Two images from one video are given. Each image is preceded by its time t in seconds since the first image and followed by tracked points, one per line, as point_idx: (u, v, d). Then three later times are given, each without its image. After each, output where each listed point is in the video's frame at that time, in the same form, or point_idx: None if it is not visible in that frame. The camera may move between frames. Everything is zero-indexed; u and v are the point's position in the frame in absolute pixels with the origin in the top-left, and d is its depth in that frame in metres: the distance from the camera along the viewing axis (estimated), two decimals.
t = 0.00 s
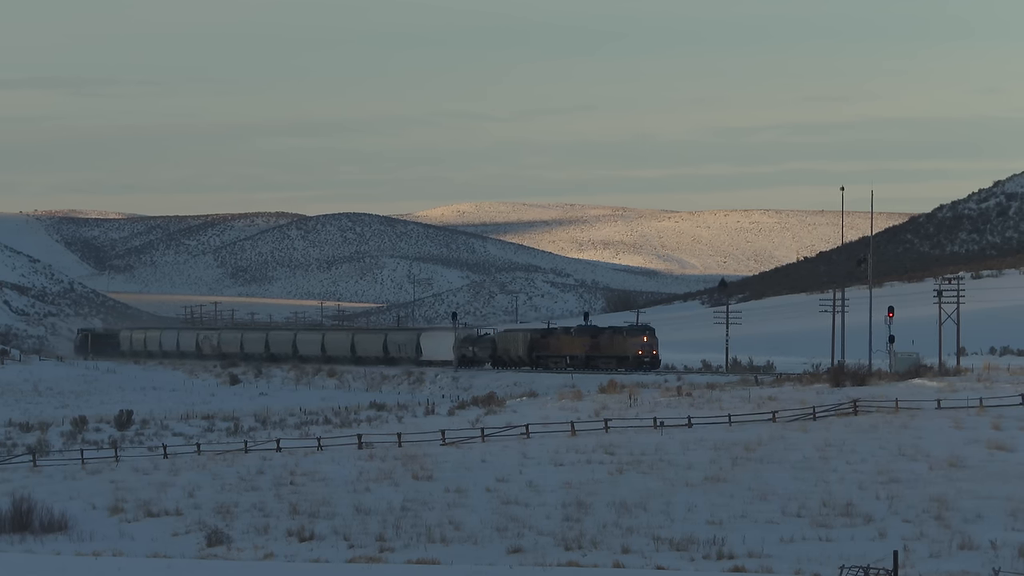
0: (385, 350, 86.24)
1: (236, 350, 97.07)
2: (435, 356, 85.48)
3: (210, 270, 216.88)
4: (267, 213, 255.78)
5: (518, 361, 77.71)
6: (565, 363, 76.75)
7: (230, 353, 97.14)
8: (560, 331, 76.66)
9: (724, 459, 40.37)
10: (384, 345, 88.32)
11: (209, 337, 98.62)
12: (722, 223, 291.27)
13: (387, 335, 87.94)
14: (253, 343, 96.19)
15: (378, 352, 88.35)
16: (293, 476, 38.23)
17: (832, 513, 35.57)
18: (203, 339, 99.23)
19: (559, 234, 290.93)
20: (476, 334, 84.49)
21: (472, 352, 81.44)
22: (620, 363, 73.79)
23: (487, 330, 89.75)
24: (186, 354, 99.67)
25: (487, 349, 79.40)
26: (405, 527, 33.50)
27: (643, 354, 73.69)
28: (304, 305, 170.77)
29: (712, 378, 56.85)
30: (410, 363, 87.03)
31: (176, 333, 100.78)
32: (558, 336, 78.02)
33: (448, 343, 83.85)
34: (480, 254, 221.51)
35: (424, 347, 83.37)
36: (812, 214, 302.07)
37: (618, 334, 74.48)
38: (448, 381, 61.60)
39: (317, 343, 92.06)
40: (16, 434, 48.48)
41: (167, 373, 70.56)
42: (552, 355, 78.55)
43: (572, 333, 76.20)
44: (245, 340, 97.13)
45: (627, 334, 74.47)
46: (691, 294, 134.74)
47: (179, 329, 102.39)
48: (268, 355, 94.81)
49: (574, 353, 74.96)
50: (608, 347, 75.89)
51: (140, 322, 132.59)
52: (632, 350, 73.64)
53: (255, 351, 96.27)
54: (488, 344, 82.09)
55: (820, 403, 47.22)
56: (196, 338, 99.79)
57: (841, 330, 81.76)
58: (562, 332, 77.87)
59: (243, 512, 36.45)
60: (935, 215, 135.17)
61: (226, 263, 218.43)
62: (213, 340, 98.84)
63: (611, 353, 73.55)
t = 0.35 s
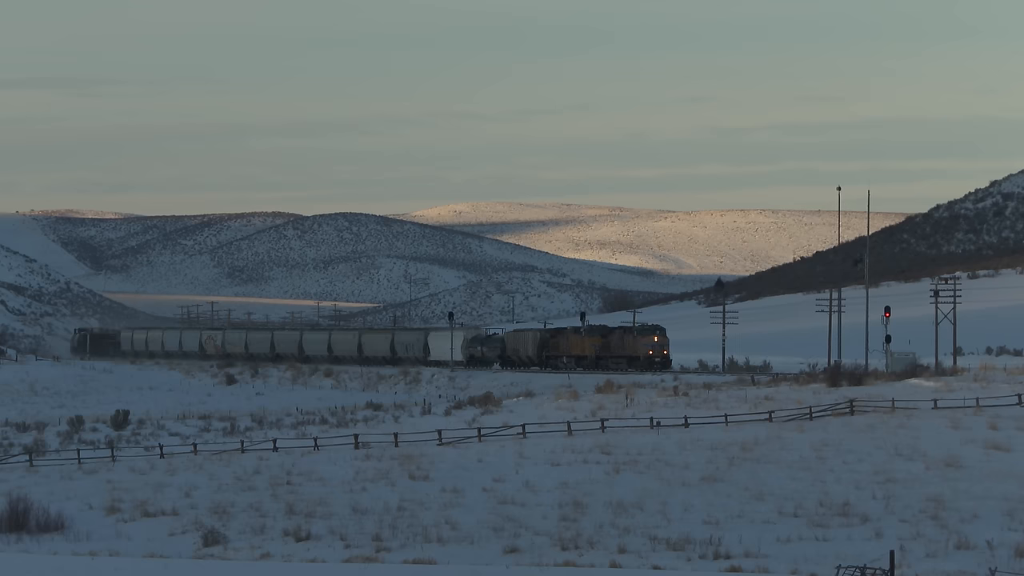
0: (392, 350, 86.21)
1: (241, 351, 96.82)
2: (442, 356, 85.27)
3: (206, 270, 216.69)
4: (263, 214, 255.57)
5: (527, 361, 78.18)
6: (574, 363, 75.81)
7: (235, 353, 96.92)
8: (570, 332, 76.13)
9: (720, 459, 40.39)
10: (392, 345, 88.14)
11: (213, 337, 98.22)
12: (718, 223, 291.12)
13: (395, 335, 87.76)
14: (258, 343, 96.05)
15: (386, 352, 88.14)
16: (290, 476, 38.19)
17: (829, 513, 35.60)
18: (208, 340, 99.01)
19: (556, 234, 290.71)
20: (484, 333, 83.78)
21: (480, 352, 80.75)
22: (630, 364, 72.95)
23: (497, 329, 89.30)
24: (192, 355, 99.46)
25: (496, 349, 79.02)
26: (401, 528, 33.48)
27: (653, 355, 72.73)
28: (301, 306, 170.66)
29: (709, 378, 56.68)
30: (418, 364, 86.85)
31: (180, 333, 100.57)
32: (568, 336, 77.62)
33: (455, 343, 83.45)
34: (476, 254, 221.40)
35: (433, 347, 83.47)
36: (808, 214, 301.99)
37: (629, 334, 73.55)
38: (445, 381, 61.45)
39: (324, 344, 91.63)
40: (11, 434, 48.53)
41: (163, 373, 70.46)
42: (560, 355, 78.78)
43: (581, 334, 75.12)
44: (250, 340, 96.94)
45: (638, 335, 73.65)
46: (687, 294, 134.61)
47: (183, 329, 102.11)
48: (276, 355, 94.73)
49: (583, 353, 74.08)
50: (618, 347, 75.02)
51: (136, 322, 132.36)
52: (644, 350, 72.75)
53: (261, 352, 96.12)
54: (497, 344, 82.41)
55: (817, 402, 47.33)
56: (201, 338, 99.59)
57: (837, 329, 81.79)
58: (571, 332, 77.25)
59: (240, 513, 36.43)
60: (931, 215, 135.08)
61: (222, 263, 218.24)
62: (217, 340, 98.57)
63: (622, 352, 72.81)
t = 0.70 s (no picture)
0: (397, 350, 85.79)
1: (243, 351, 96.78)
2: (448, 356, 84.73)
3: (200, 270, 216.56)
4: (257, 214, 255.30)
5: (534, 361, 77.50)
6: (581, 362, 75.46)
7: (237, 354, 96.80)
8: (577, 332, 75.66)
9: (714, 459, 40.41)
10: (396, 345, 87.74)
11: (214, 337, 98.23)
12: (712, 222, 291.01)
13: (400, 335, 87.39)
14: (260, 344, 95.92)
15: (391, 352, 87.85)
16: (283, 476, 38.17)
17: (823, 513, 35.62)
18: (209, 340, 98.97)
19: (551, 234, 290.55)
20: (490, 334, 84.02)
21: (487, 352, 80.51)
22: (638, 364, 72.52)
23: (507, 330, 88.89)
24: (194, 355, 99.38)
25: (503, 349, 78.65)
26: (394, 528, 33.46)
27: (661, 355, 72.15)
28: (295, 305, 170.64)
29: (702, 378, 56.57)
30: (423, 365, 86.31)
31: (180, 333, 100.56)
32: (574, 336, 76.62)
33: (462, 344, 83.66)
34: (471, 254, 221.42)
35: (439, 347, 82.78)
36: (801, 214, 301.85)
37: (636, 334, 73.07)
38: (438, 381, 61.40)
39: (327, 344, 91.44)
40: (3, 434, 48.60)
41: (156, 373, 70.33)
42: (567, 355, 78.26)
43: (588, 334, 74.79)
44: (252, 341, 96.85)
45: (647, 335, 72.98)
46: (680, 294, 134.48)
47: (183, 330, 102.05)
48: (280, 355, 94.58)
49: (591, 354, 73.78)
50: (626, 347, 74.52)
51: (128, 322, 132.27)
52: (651, 350, 72.03)
53: (263, 352, 95.96)
54: (502, 344, 81.95)
55: (811, 402, 47.76)
56: (202, 338, 99.53)
57: (830, 330, 81.84)
58: (578, 332, 76.89)
59: (233, 513, 36.42)
60: (925, 215, 135.08)
61: (216, 263, 218.09)
62: (218, 340, 98.50)
63: (630, 352, 72.18)
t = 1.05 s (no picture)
0: (399, 350, 85.63)
1: (241, 351, 96.75)
2: (451, 356, 84.62)
3: (190, 270, 216.52)
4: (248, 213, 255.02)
5: (537, 361, 77.12)
6: (584, 363, 74.62)
7: (236, 353, 96.74)
8: (580, 331, 74.98)
9: (704, 459, 40.40)
10: (398, 344, 87.41)
11: (212, 336, 98.19)
12: (703, 222, 290.88)
13: (401, 334, 87.08)
14: (260, 344, 95.80)
15: (393, 352, 87.58)
16: (273, 476, 38.15)
17: (812, 513, 35.63)
18: (206, 340, 98.87)
19: (540, 234, 290.37)
20: (492, 333, 83.88)
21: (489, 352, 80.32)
22: (643, 364, 71.53)
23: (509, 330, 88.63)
24: (192, 355, 99.24)
25: (504, 349, 78.39)
26: (384, 528, 33.44)
27: (666, 354, 71.52)
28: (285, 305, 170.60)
29: (693, 377, 56.48)
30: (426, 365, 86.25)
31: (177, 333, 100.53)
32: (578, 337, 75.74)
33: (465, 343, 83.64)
34: (462, 254, 221.34)
35: (440, 347, 82.52)
36: (792, 214, 301.68)
37: (641, 333, 72.16)
38: (429, 381, 61.33)
39: (328, 344, 91.16)
40: None
41: (146, 372, 70.30)
42: (570, 355, 77.32)
43: (592, 333, 73.92)
44: (251, 340, 96.79)
45: (652, 334, 72.14)
46: (671, 294, 134.31)
47: (179, 329, 101.97)
48: (282, 355, 94.46)
49: (594, 354, 72.98)
50: (631, 347, 73.53)
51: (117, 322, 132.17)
52: (656, 350, 70.98)
53: (263, 352, 95.85)
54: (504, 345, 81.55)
55: (801, 403, 47.86)
56: (200, 338, 99.41)
57: (821, 330, 81.85)
58: (581, 332, 76.03)
59: (223, 512, 36.43)
60: (915, 215, 134.99)
61: (206, 263, 218.01)
62: (216, 340, 98.41)
63: (634, 352, 71.30)
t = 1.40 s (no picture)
0: (399, 351, 85.55)
1: (239, 351, 96.67)
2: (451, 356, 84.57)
3: (179, 270, 216.38)
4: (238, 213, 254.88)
5: (539, 361, 76.91)
6: (588, 363, 74.02)
7: (234, 353, 96.65)
8: (583, 331, 74.64)
9: (693, 459, 40.41)
10: (398, 345, 87.43)
11: (209, 337, 98.10)
12: (692, 223, 290.91)
13: (401, 335, 87.04)
14: (258, 344, 95.73)
15: (392, 352, 87.55)
16: (262, 476, 38.15)
17: (801, 513, 35.64)
18: (203, 340, 98.80)
19: (528, 234, 290.42)
20: (493, 333, 83.71)
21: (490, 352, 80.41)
22: (647, 364, 71.63)
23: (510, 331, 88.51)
24: (188, 355, 99.13)
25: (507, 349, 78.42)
26: (373, 528, 33.44)
27: (670, 355, 71.64)
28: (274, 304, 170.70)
29: (682, 377, 56.53)
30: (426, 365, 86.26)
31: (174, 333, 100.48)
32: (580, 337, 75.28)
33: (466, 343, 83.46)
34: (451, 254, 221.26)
35: (442, 347, 82.44)
36: (781, 214, 301.69)
37: (644, 334, 72.33)
38: (417, 381, 61.35)
39: (328, 344, 91.01)
40: None
41: (135, 372, 70.30)
42: (573, 355, 76.64)
43: (595, 334, 73.57)
44: (249, 340, 96.70)
45: (654, 334, 72.42)
46: (660, 294, 134.24)
47: (174, 330, 101.97)
48: (283, 356, 94.41)
49: (598, 354, 72.81)
50: (634, 347, 73.54)
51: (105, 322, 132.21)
52: (661, 350, 71.28)
53: (261, 352, 95.77)
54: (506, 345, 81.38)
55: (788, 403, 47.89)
56: (196, 338, 99.34)
57: (810, 330, 81.92)
58: (583, 332, 75.70)
59: (212, 512, 36.43)
60: (904, 215, 135.11)
61: (195, 263, 217.87)
62: (213, 340, 98.34)
63: (639, 352, 71.44)
